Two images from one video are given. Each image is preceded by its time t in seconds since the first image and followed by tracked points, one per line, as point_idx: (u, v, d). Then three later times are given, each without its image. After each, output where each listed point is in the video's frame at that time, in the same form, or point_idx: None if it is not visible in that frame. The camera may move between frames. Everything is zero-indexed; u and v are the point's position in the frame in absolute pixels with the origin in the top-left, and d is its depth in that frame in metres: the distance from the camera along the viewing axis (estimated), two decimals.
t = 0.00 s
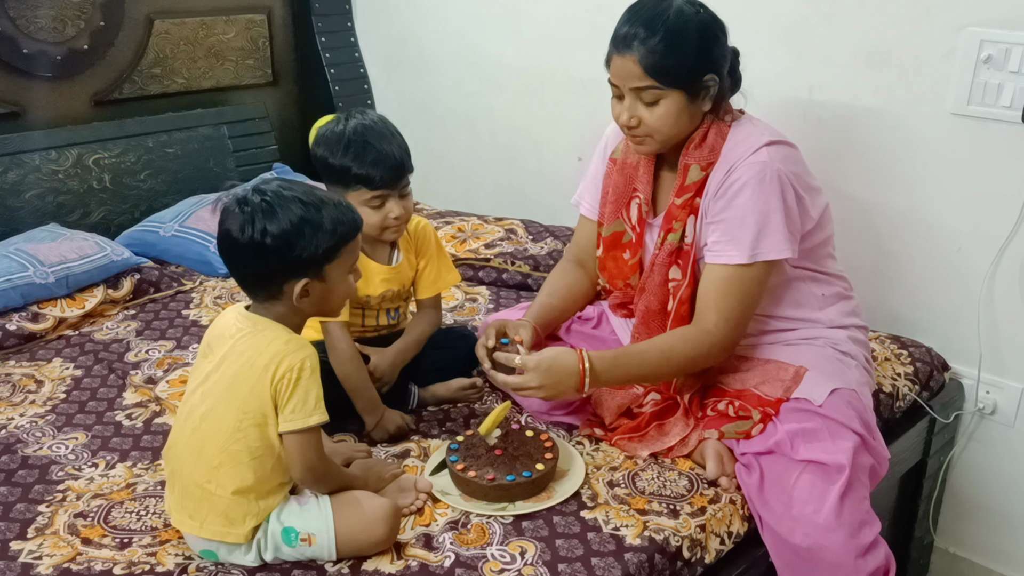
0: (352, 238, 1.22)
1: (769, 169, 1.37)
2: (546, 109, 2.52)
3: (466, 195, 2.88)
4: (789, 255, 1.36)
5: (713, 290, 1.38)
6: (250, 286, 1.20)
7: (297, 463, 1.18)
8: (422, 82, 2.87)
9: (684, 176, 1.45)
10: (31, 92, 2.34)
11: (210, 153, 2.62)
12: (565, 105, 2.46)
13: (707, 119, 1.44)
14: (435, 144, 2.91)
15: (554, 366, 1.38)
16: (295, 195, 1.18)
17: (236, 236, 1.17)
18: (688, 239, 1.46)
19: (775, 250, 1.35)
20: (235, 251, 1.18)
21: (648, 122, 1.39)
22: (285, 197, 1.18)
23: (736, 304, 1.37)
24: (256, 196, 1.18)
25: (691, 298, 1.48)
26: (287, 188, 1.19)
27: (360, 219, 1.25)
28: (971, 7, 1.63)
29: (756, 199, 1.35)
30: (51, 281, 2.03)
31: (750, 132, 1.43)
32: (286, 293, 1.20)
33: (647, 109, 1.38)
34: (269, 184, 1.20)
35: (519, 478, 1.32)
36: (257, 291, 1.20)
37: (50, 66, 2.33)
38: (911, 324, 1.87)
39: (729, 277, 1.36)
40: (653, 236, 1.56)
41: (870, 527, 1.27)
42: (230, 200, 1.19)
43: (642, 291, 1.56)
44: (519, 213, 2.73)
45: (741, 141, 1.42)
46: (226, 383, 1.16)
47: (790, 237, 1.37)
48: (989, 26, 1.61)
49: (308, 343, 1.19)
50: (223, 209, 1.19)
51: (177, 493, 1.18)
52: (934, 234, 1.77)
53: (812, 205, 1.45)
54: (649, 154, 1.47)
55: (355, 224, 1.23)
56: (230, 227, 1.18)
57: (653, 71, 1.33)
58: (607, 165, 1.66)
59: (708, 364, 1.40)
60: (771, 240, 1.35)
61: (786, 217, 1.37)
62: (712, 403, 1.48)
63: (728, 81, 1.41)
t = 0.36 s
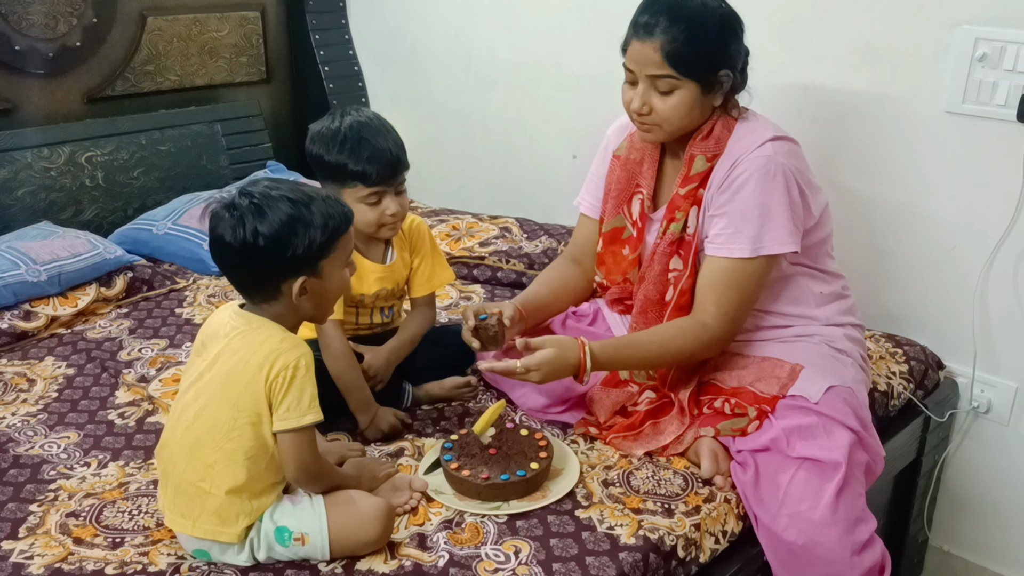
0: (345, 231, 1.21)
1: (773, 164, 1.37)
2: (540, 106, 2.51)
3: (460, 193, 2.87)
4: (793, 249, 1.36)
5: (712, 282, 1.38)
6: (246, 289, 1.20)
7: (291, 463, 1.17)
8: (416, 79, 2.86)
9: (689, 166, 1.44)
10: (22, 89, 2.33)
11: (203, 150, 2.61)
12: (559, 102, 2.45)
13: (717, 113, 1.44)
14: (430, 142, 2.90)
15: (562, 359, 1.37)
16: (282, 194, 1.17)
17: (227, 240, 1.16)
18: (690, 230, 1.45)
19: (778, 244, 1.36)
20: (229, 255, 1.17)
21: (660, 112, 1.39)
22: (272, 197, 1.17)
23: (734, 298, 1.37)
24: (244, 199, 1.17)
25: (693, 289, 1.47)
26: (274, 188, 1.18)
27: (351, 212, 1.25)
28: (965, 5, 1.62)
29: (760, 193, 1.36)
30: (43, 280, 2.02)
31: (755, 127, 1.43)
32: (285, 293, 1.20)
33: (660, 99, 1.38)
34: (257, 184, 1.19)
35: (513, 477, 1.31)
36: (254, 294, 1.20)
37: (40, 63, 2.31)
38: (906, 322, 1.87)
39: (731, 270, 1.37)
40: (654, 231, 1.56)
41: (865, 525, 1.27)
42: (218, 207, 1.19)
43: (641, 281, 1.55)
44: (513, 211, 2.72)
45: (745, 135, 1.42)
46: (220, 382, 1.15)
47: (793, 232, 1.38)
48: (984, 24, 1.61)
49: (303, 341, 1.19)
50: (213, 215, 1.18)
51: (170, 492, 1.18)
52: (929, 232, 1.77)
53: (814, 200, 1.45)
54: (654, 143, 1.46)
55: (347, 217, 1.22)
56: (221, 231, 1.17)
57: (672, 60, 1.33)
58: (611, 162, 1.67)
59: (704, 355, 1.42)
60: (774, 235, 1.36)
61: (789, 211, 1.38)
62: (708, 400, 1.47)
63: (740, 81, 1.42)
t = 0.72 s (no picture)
0: (338, 231, 1.21)
1: (784, 167, 1.37)
2: (537, 108, 2.51)
3: (457, 195, 2.87)
4: (801, 254, 1.36)
5: (718, 283, 1.38)
6: (243, 294, 1.19)
7: (287, 465, 1.17)
8: (413, 81, 2.86)
9: (697, 166, 1.44)
10: (18, 90, 2.32)
11: (199, 152, 2.60)
12: (555, 104, 2.46)
13: (725, 117, 1.45)
14: (426, 143, 2.90)
15: (562, 353, 1.38)
16: (274, 196, 1.17)
17: (220, 244, 1.16)
18: (696, 230, 1.45)
19: (786, 248, 1.36)
20: (223, 259, 1.17)
21: (665, 108, 1.40)
22: (264, 200, 1.17)
23: (739, 301, 1.38)
24: (235, 203, 1.17)
25: (696, 290, 1.48)
26: (266, 190, 1.18)
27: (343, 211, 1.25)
28: (962, 8, 1.63)
29: (770, 197, 1.36)
30: (38, 281, 2.01)
31: (765, 130, 1.43)
32: (281, 294, 1.19)
33: (667, 96, 1.39)
34: (248, 187, 1.19)
35: (509, 480, 1.31)
36: (250, 298, 1.20)
37: (36, 64, 2.31)
38: (902, 325, 1.87)
39: (738, 273, 1.37)
40: (658, 231, 1.56)
41: (862, 527, 1.27)
42: (210, 211, 1.19)
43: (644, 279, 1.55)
44: (510, 213, 2.72)
45: (756, 138, 1.42)
46: (216, 383, 1.15)
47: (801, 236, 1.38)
48: (980, 27, 1.61)
49: (300, 342, 1.19)
50: (206, 220, 1.18)
51: (166, 493, 1.17)
52: (926, 235, 1.77)
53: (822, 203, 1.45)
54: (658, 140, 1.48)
55: (340, 216, 1.22)
56: (214, 236, 1.17)
57: (682, 57, 1.34)
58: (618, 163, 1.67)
59: (705, 355, 1.42)
60: (782, 238, 1.36)
61: (799, 215, 1.38)
62: (706, 402, 1.48)
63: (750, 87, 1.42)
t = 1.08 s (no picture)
0: (335, 233, 1.21)
1: (788, 171, 1.37)
2: (538, 110, 2.51)
3: (458, 196, 2.87)
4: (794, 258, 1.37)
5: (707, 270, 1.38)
6: (241, 297, 1.20)
7: (287, 469, 1.17)
8: (413, 83, 2.86)
9: (700, 175, 1.46)
10: (20, 93, 2.33)
11: (200, 154, 2.61)
12: (556, 106, 2.46)
13: (720, 126, 1.46)
14: (427, 145, 2.90)
15: (563, 264, 1.30)
16: (272, 199, 1.17)
17: (218, 247, 1.16)
18: (695, 237, 1.46)
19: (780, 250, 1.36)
20: (221, 261, 1.17)
21: (649, 116, 1.42)
22: (262, 202, 1.17)
23: (727, 293, 1.37)
24: (232, 206, 1.17)
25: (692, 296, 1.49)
26: (264, 193, 1.18)
27: (342, 214, 1.24)
28: (962, 9, 1.63)
29: (771, 198, 1.36)
30: (40, 283, 2.01)
31: (772, 135, 1.43)
32: (280, 297, 1.19)
33: (652, 104, 1.41)
34: (246, 191, 1.19)
35: (510, 482, 1.31)
36: (249, 301, 1.20)
37: (36, 66, 2.31)
38: (903, 326, 1.87)
39: (727, 265, 1.37)
40: (660, 234, 1.57)
41: (863, 529, 1.27)
42: (208, 214, 1.19)
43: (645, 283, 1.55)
44: (511, 214, 2.73)
45: (762, 142, 1.42)
46: (216, 386, 1.15)
47: (799, 241, 1.38)
48: (981, 28, 1.61)
49: (301, 345, 1.19)
50: (204, 222, 1.18)
51: (167, 495, 1.17)
52: (926, 236, 1.77)
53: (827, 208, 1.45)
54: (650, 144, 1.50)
55: (337, 217, 1.22)
56: (212, 239, 1.17)
57: (661, 71, 1.35)
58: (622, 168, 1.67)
59: (681, 339, 1.40)
60: (778, 238, 1.35)
61: (799, 219, 1.38)
62: (707, 403, 1.48)
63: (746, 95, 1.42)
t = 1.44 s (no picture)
0: (333, 230, 1.22)
1: (795, 176, 1.37)
2: (542, 110, 2.52)
3: (462, 197, 2.87)
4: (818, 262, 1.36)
5: (741, 293, 1.38)
6: (242, 300, 1.20)
7: (292, 469, 1.17)
8: (417, 83, 2.87)
9: (707, 179, 1.45)
10: (25, 94, 2.33)
11: (205, 155, 2.61)
12: (559, 106, 2.46)
13: (725, 123, 1.46)
14: (431, 145, 2.90)
15: (592, 335, 1.35)
16: (265, 201, 1.17)
17: (215, 253, 1.16)
18: (708, 242, 1.46)
19: (802, 257, 1.36)
20: (219, 268, 1.17)
21: (653, 100, 1.41)
22: (256, 205, 1.16)
23: (764, 313, 1.38)
24: (226, 212, 1.17)
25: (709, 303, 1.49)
26: (256, 196, 1.18)
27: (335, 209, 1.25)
28: (966, 8, 1.63)
29: (784, 207, 1.36)
30: (46, 283, 2.02)
31: (773, 138, 1.43)
32: (283, 298, 1.20)
33: (657, 88, 1.40)
34: (238, 195, 1.18)
35: (514, 481, 1.31)
36: (251, 303, 1.20)
37: (42, 67, 2.31)
38: (908, 325, 1.87)
39: (756, 285, 1.37)
40: (665, 238, 1.56)
41: (868, 529, 1.27)
42: (202, 222, 1.18)
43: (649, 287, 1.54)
44: (515, 214, 2.73)
45: (766, 146, 1.42)
46: (219, 387, 1.15)
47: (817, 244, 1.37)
48: (985, 27, 1.61)
49: (303, 346, 1.19)
50: (199, 231, 1.18)
51: (171, 497, 1.18)
52: (931, 236, 1.77)
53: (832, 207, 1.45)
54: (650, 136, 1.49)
55: (333, 214, 1.23)
56: (211, 246, 1.17)
57: (668, 48, 1.36)
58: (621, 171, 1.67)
59: (732, 364, 1.42)
60: (799, 248, 1.36)
61: (813, 223, 1.38)
62: (710, 404, 1.47)
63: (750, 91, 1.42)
